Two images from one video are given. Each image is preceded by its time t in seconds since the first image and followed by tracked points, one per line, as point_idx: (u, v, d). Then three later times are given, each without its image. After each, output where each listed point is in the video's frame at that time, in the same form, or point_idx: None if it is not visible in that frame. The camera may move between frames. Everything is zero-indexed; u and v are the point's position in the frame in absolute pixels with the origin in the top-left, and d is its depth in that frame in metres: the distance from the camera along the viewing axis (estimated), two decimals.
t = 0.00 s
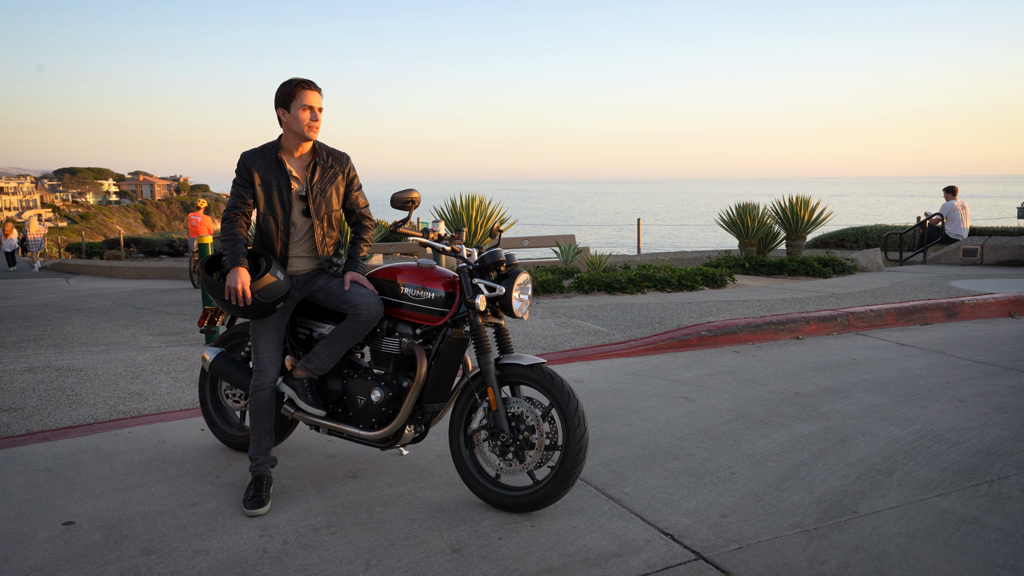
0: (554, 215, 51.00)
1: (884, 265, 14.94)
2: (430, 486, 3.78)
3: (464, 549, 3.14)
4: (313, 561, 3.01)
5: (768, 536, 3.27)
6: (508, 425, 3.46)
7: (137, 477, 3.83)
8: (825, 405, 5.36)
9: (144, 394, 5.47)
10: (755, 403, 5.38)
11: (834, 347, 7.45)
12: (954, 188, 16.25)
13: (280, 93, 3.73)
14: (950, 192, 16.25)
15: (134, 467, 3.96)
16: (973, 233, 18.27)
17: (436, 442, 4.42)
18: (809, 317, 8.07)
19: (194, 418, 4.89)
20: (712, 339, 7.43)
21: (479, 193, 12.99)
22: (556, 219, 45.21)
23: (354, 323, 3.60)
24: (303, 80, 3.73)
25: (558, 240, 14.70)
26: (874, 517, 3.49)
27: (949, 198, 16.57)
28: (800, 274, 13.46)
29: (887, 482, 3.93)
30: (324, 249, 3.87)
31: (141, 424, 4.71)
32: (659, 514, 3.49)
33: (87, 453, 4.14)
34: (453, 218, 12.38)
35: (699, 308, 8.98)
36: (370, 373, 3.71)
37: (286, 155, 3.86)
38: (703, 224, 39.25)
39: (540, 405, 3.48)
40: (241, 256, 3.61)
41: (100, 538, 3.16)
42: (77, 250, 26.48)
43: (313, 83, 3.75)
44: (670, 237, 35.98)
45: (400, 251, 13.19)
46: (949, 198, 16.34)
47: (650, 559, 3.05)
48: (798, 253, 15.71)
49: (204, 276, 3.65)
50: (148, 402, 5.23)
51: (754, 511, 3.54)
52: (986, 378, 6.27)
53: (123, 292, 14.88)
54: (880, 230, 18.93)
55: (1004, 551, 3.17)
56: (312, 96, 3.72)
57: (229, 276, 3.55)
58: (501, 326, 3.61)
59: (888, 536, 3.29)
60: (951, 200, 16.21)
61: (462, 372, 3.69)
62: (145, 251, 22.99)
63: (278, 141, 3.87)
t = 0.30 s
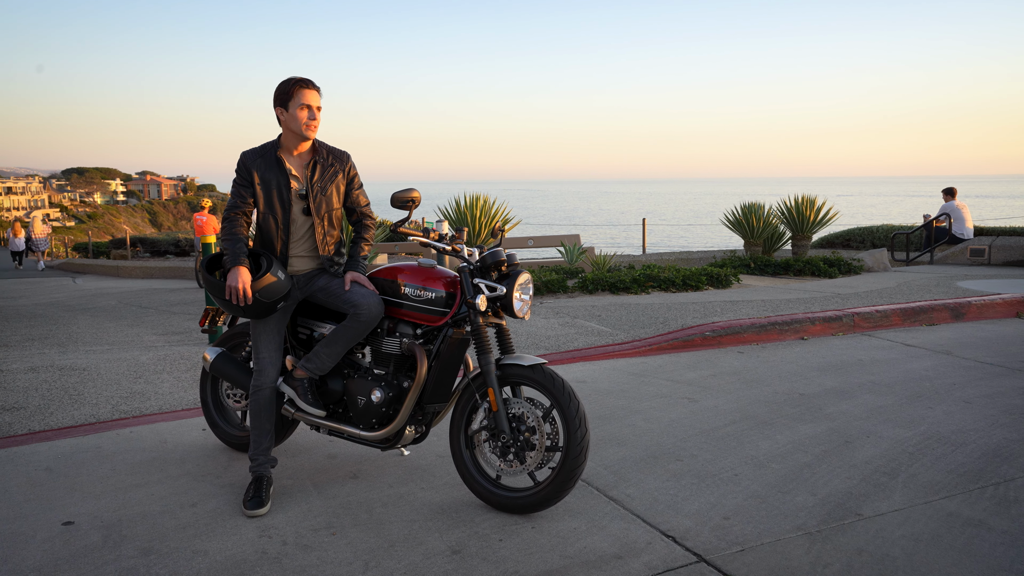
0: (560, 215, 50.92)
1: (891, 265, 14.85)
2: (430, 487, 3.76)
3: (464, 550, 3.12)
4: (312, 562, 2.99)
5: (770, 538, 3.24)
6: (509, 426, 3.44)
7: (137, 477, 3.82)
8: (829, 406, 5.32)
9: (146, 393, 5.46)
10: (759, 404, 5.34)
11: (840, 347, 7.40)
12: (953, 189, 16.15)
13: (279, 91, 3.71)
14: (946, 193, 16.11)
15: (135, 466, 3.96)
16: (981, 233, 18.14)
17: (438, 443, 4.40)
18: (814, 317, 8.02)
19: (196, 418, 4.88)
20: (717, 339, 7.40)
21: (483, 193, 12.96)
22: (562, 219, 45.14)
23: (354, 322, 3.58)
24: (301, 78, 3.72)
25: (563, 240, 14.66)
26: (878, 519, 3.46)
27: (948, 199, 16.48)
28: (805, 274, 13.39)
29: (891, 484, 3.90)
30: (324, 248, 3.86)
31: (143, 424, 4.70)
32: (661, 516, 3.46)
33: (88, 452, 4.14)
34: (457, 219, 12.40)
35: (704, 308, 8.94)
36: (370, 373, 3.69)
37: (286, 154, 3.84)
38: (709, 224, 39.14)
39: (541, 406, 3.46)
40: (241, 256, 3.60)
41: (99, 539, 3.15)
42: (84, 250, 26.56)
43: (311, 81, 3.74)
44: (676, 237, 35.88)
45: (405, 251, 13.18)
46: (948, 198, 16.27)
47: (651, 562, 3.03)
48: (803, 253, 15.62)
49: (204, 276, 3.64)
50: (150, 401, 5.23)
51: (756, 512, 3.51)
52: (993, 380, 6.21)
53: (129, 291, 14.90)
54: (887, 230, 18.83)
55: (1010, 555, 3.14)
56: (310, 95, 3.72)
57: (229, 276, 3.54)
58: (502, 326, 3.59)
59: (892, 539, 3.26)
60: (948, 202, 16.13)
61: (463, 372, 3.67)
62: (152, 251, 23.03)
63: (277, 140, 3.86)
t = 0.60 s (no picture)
0: (566, 215, 50.81)
1: (897, 266, 14.77)
2: (431, 488, 3.75)
3: (463, 552, 3.10)
4: (311, 564, 2.98)
5: (773, 541, 3.21)
6: (509, 427, 3.42)
7: (138, 477, 3.81)
8: (834, 408, 5.28)
9: (149, 393, 5.46)
10: (763, 405, 5.31)
11: (845, 348, 7.36)
12: (955, 192, 16.07)
13: (276, 92, 3.74)
14: (946, 197, 15.97)
15: (136, 467, 3.95)
16: (989, 233, 18.02)
17: (439, 444, 4.38)
18: (819, 318, 7.98)
19: (198, 417, 4.88)
20: (721, 340, 7.36)
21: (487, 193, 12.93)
22: (567, 219, 45.06)
23: (355, 323, 3.57)
24: (296, 78, 3.72)
25: (568, 240, 14.63)
26: (882, 522, 3.42)
27: (952, 201, 16.39)
28: (811, 274, 13.32)
29: (896, 486, 3.86)
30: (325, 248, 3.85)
31: (145, 424, 4.70)
32: (662, 518, 3.44)
33: (89, 452, 4.14)
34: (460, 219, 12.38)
35: (708, 309, 8.90)
36: (371, 374, 3.68)
37: (287, 154, 3.83)
38: (715, 224, 39.03)
39: (542, 406, 3.44)
40: (241, 256, 3.59)
41: (98, 539, 3.14)
42: (91, 250, 26.66)
43: (306, 80, 3.73)
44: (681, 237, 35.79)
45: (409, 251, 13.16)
46: (949, 200, 16.20)
47: (652, 564, 3.00)
48: (809, 253, 15.54)
49: (204, 275, 3.63)
50: (153, 401, 5.23)
51: (759, 515, 3.48)
52: (999, 381, 6.16)
53: (135, 291, 14.92)
54: (893, 230, 18.73)
55: (1016, 559, 3.10)
56: (303, 93, 3.71)
57: (229, 276, 3.53)
58: (504, 327, 3.57)
59: (896, 542, 3.22)
60: (949, 204, 16.05)
61: (464, 373, 3.65)
62: (159, 251, 23.10)
63: (278, 140, 3.85)
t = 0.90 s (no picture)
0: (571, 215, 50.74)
1: (904, 267, 14.68)
2: (431, 489, 3.73)
3: (463, 554, 3.09)
4: (310, 565, 2.97)
5: (775, 544, 3.19)
6: (510, 428, 3.40)
7: (139, 477, 3.81)
8: (838, 410, 5.24)
9: (151, 393, 5.47)
10: (767, 407, 5.28)
11: (851, 350, 7.31)
12: (962, 193, 15.98)
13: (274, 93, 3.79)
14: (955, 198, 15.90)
15: (137, 466, 3.95)
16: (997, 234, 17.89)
17: (441, 445, 4.37)
18: (825, 319, 7.93)
19: (200, 417, 4.88)
20: (726, 341, 7.32)
21: (493, 193, 12.90)
22: (573, 219, 45.00)
23: (356, 323, 3.55)
24: (292, 76, 3.74)
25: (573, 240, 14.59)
26: (886, 526, 3.39)
27: (960, 202, 16.28)
28: (817, 275, 13.25)
29: (900, 490, 3.83)
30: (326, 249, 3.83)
31: (147, 423, 4.70)
32: (664, 521, 3.41)
33: (91, 452, 4.14)
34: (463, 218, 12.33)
35: (713, 310, 8.85)
36: (372, 374, 3.66)
37: (289, 153, 3.83)
38: (721, 225, 38.91)
39: (543, 408, 3.42)
40: (242, 256, 3.58)
41: (98, 539, 3.14)
42: (99, 249, 26.76)
43: (301, 78, 3.73)
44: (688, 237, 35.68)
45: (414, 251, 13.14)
46: (957, 202, 16.10)
47: (652, 567, 2.98)
48: (816, 254, 15.46)
49: (206, 275, 3.63)
50: (155, 401, 5.23)
51: (761, 518, 3.45)
52: (1007, 384, 6.11)
53: (141, 290, 14.94)
54: (901, 231, 18.64)
55: (1021, 564, 3.06)
56: (297, 91, 3.71)
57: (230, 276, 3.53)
58: (505, 327, 3.55)
59: (900, 546, 3.19)
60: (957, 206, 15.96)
61: (466, 374, 3.64)
62: (166, 251, 23.18)
63: (280, 140, 3.85)
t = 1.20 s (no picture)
0: (577, 215, 50.72)
1: (910, 267, 14.60)
2: (432, 491, 3.73)
3: (463, 556, 3.08)
4: (309, 567, 2.97)
5: (777, 547, 3.17)
6: (510, 429, 3.40)
7: (140, 478, 3.82)
8: (842, 412, 5.21)
9: (155, 393, 5.48)
10: (770, 409, 5.25)
11: (855, 351, 7.28)
12: (969, 194, 15.89)
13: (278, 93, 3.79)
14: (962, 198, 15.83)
15: (139, 467, 3.96)
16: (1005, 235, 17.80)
17: (442, 447, 4.36)
18: (829, 321, 7.89)
19: (203, 418, 4.89)
20: (729, 342, 7.29)
21: (497, 193, 12.88)
22: (578, 220, 44.95)
23: (356, 324, 3.54)
24: (295, 78, 3.74)
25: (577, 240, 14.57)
26: (889, 529, 3.37)
27: (966, 202, 16.19)
28: (822, 275, 13.20)
29: (904, 492, 3.80)
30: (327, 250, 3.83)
31: (149, 424, 4.71)
32: (665, 523, 3.40)
33: (93, 452, 4.15)
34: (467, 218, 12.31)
35: (717, 310, 8.82)
36: (372, 375, 3.66)
37: (290, 155, 3.83)
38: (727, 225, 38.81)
39: (543, 409, 3.42)
40: (241, 256, 3.58)
41: (99, 540, 3.14)
42: (106, 249, 26.87)
43: (304, 80, 3.73)
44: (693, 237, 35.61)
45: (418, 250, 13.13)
46: (964, 202, 16.01)
47: (653, 570, 2.97)
48: (821, 254, 15.40)
49: (205, 275, 3.63)
50: (158, 401, 5.24)
51: (763, 521, 3.43)
52: (1012, 386, 6.06)
53: (146, 290, 14.98)
54: (907, 231, 18.55)
55: None
56: (299, 92, 3.71)
57: (229, 276, 3.53)
58: (506, 329, 3.54)
59: (903, 550, 3.17)
60: (964, 207, 15.88)
61: (466, 376, 3.63)
62: (172, 251, 23.24)
63: (280, 141, 3.85)
